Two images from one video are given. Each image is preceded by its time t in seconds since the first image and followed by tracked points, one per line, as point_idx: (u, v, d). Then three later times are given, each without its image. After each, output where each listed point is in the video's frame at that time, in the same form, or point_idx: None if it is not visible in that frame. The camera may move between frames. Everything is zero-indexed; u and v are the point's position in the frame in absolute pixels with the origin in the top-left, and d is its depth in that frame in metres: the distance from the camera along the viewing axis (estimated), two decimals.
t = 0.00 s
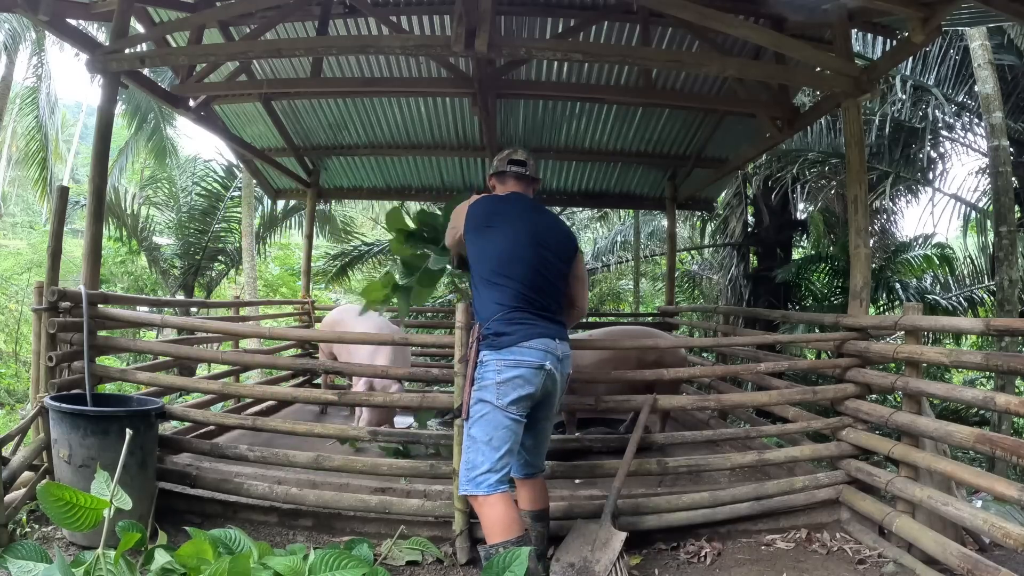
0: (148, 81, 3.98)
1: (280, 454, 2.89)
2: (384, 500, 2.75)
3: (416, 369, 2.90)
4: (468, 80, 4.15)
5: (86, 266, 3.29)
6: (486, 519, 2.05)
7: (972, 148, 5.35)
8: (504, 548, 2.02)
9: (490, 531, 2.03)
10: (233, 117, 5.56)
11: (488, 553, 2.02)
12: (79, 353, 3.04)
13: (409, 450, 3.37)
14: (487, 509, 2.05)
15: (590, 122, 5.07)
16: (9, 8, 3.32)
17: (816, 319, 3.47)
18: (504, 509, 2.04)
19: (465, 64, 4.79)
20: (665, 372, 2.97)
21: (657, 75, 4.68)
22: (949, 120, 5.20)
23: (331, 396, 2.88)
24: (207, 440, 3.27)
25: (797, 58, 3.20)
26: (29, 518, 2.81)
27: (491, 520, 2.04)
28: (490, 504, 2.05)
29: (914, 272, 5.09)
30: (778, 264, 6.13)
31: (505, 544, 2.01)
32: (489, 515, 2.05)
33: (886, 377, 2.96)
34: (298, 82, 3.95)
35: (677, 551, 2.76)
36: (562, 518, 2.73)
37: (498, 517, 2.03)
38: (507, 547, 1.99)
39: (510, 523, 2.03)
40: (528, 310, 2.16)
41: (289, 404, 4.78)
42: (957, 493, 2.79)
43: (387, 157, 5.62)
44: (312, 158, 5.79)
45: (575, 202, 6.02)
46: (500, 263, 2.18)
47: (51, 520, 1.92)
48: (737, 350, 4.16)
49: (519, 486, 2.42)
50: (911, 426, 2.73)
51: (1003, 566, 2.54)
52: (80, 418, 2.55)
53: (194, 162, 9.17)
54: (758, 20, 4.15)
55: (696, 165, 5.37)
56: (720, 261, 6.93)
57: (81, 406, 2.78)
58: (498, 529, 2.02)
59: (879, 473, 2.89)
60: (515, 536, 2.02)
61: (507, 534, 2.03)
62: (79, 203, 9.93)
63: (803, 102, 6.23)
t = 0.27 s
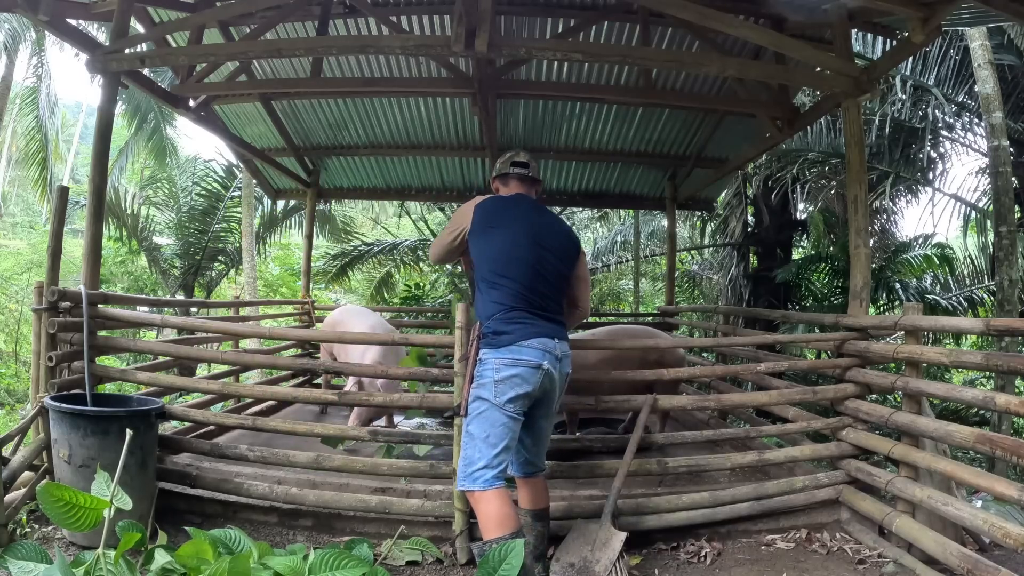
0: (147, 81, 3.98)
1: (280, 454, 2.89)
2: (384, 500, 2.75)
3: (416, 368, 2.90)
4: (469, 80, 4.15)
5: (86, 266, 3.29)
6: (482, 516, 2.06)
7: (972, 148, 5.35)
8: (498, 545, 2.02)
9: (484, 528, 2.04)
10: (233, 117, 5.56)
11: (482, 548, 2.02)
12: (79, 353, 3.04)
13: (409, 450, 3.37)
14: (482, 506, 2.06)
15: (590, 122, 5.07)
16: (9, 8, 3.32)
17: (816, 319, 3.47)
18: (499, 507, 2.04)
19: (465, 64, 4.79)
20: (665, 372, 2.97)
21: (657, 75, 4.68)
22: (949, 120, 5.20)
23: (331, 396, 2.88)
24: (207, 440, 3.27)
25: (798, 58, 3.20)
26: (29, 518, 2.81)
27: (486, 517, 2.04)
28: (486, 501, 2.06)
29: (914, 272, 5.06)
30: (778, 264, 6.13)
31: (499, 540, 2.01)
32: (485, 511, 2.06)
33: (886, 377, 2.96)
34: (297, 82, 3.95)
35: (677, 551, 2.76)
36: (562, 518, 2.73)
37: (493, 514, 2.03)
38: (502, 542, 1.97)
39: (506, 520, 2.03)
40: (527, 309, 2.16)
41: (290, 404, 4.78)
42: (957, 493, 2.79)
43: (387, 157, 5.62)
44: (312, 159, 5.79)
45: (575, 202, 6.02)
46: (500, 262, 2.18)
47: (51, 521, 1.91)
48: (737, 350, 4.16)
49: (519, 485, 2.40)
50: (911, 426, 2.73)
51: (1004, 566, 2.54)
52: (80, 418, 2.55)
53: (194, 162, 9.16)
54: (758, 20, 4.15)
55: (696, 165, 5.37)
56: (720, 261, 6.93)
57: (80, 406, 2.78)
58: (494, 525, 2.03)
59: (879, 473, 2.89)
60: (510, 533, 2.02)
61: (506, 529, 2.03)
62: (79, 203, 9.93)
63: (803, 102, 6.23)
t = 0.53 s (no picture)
0: (147, 81, 3.98)
1: (280, 454, 2.89)
2: (384, 500, 2.75)
3: (416, 369, 2.90)
4: (469, 80, 4.15)
5: (86, 266, 3.29)
6: (503, 516, 2.14)
7: (972, 148, 5.35)
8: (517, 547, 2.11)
9: (507, 529, 2.12)
10: (233, 117, 5.56)
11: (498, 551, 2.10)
12: (79, 353, 3.04)
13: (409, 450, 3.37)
14: (503, 508, 2.13)
15: (590, 122, 5.07)
16: (9, 8, 3.32)
17: (816, 319, 3.47)
18: (521, 509, 2.13)
19: (465, 64, 4.79)
20: (665, 373, 2.97)
21: (657, 75, 4.67)
22: (949, 120, 5.20)
23: (331, 396, 2.88)
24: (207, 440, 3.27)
25: (798, 58, 3.20)
26: (29, 518, 2.81)
27: (507, 518, 2.13)
28: (508, 503, 2.13)
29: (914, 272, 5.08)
30: (778, 264, 6.13)
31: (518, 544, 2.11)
32: (503, 512, 2.14)
33: (886, 377, 2.96)
34: (297, 82, 3.95)
35: (677, 551, 2.76)
36: (562, 518, 2.73)
37: (513, 517, 2.12)
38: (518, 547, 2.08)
39: (525, 522, 2.13)
40: (545, 309, 2.25)
41: (289, 404, 4.78)
42: (957, 493, 2.79)
43: (387, 158, 5.62)
44: (312, 159, 5.79)
45: (575, 202, 6.02)
46: (523, 262, 2.25)
47: (50, 521, 1.92)
48: (737, 350, 4.16)
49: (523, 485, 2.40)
50: (911, 426, 2.73)
51: (1003, 566, 2.54)
52: (80, 418, 2.55)
53: (194, 162, 9.16)
54: (758, 20, 4.15)
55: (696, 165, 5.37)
56: (720, 261, 6.93)
57: (80, 406, 2.78)
58: (513, 529, 2.11)
59: (879, 473, 2.89)
60: (527, 536, 2.11)
61: (518, 534, 2.12)
62: (79, 203, 9.92)
63: (803, 102, 6.23)
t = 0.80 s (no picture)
0: (148, 81, 3.98)
1: (280, 454, 2.89)
2: (384, 500, 2.75)
3: (416, 368, 2.90)
4: (469, 80, 4.15)
5: (86, 266, 3.29)
6: (527, 518, 2.21)
7: (972, 148, 5.36)
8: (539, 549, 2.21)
9: (534, 532, 2.19)
10: (233, 117, 5.56)
11: (519, 553, 2.18)
12: (79, 353, 3.04)
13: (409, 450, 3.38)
14: (529, 511, 2.21)
15: (590, 122, 5.07)
16: (9, 8, 3.32)
17: (816, 319, 3.47)
18: (545, 511, 2.22)
19: (465, 64, 4.79)
20: (665, 372, 2.97)
21: (657, 75, 4.67)
22: (949, 120, 5.20)
23: (331, 396, 2.88)
24: (207, 440, 3.27)
25: (798, 58, 3.20)
26: (29, 517, 2.81)
27: (531, 520, 2.20)
28: (534, 506, 2.21)
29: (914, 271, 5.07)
30: (778, 264, 6.13)
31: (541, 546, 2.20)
32: (524, 515, 2.22)
33: (886, 377, 2.96)
34: (298, 82, 3.95)
35: (677, 551, 2.76)
36: (562, 518, 2.74)
37: (536, 522, 2.20)
38: (539, 553, 2.17)
39: (548, 524, 2.23)
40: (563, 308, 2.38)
41: (290, 404, 4.78)
42: (957, 493, 2.79)
43: (387, 158, 5.62)
44: (312, 159, 5.79)
45: (575, 201, 6.01)
46: (551, 258, 2.34)
47: (51, 520, 1.92)
48: (737, 350, 4.16)
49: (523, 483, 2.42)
50: (911, 426, 2.73)
51: (1003, 566, 2.54)
52: (80, 418, 2.55)
53: (194, 161, 9.16)
54: (758, 20, 4.15)
55: (696, 165, 5.37)
56: (720, 262, 6.93)
57: (80, 406, 2.78)
58: (536, 532, 2.20)
59: (879, 473, 2.88)
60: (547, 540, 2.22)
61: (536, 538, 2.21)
62: (79, 203, 9.93)
63: (803, 102, 6.23)
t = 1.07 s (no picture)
0: (147, 80, 3.98)
1: (280, 454, 2.89)
2: (384, 500, 2.75)
3: (416, 368, 2.90)
4: (469, 80, 4.15)
5: (86, 266, 3.29)
6: (545, 523, 2.18)
7: (972, 148, 5.35)
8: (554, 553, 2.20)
9: (554, 538, 2.17)
10: (233, 117, 5.56)
11: (534, 558, 2.14)
12: (79, 352, 3.04)
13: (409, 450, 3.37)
14: (548, 516, 2.18)
15: (590, 122, 5.07)
16: (9, 8, 3.32)
17: (816, 319, 3.47)
18: (563, 516, 2.21)
19: (465, 63, 4.79)
20: (665, 372, 2.97)
21: (657, 75, 4.67)
22: (949, 120, 5.20)
23: (331, 396, 2.88)
24: (207, 440, 3.27)
25: (797, 57, 3.20)
26: (29, 517, 2.81)
27: (550, 525, 2.18)
28: (552, 511, 2.19)
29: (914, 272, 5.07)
30: (778, 264, 6.12)
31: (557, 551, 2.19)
32: (541, 521, 2.19)
33: (886, 377, 2.96)
34: (297, 82, 3.95)
35: (677, 551, 2.76)
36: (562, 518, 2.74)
37: (555, 527, 2.18)
38: (554, 558, 2.14)
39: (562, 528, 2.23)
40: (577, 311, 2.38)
41: (290, 404, 4.78)
42: (957, 493, 2.80)
43: (386, 158, 5.62)
44: (312, 159, 5.79)
45: (575, 202, 6.01)
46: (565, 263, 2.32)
47: (50, 520, 1.92)
48: (737, 350, 4.16)
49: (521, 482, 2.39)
50: (911, 426, 2.73)
51: (1003, 566, 2.54)
52: (80, 418, 2.55)
53: (194, 162, 9.16)
54: (759, 20, 4.15)
55: (696, 165, 5.37)
56: (720, 262, 6.93)
57: (80, 406, 2.78)
58: (554, 538, 2.18)
59: (879, 473, 2.88)
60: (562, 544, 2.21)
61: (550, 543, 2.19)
62: (79, 203, 9.93)
63: (803, 102, 6.23)
